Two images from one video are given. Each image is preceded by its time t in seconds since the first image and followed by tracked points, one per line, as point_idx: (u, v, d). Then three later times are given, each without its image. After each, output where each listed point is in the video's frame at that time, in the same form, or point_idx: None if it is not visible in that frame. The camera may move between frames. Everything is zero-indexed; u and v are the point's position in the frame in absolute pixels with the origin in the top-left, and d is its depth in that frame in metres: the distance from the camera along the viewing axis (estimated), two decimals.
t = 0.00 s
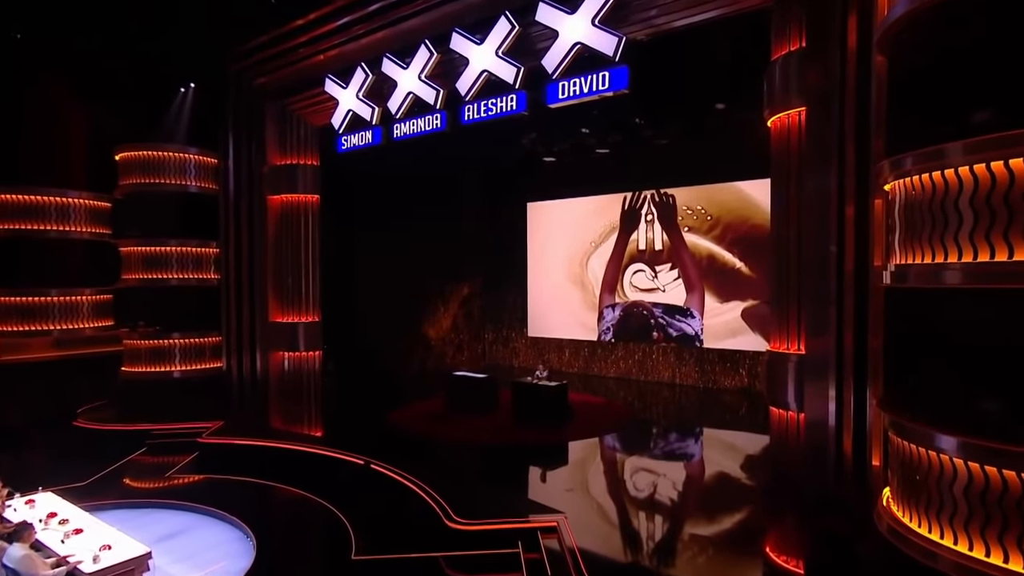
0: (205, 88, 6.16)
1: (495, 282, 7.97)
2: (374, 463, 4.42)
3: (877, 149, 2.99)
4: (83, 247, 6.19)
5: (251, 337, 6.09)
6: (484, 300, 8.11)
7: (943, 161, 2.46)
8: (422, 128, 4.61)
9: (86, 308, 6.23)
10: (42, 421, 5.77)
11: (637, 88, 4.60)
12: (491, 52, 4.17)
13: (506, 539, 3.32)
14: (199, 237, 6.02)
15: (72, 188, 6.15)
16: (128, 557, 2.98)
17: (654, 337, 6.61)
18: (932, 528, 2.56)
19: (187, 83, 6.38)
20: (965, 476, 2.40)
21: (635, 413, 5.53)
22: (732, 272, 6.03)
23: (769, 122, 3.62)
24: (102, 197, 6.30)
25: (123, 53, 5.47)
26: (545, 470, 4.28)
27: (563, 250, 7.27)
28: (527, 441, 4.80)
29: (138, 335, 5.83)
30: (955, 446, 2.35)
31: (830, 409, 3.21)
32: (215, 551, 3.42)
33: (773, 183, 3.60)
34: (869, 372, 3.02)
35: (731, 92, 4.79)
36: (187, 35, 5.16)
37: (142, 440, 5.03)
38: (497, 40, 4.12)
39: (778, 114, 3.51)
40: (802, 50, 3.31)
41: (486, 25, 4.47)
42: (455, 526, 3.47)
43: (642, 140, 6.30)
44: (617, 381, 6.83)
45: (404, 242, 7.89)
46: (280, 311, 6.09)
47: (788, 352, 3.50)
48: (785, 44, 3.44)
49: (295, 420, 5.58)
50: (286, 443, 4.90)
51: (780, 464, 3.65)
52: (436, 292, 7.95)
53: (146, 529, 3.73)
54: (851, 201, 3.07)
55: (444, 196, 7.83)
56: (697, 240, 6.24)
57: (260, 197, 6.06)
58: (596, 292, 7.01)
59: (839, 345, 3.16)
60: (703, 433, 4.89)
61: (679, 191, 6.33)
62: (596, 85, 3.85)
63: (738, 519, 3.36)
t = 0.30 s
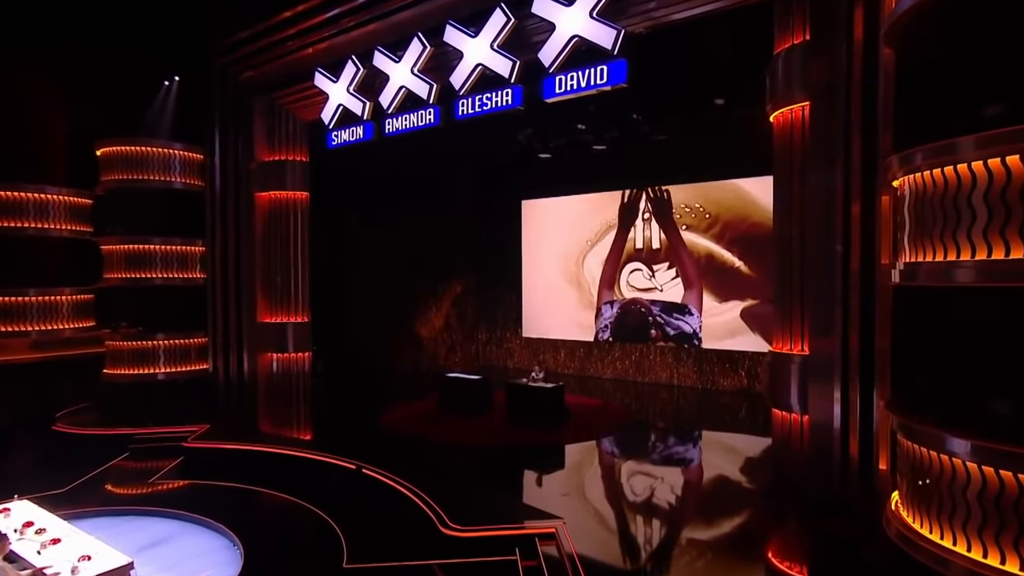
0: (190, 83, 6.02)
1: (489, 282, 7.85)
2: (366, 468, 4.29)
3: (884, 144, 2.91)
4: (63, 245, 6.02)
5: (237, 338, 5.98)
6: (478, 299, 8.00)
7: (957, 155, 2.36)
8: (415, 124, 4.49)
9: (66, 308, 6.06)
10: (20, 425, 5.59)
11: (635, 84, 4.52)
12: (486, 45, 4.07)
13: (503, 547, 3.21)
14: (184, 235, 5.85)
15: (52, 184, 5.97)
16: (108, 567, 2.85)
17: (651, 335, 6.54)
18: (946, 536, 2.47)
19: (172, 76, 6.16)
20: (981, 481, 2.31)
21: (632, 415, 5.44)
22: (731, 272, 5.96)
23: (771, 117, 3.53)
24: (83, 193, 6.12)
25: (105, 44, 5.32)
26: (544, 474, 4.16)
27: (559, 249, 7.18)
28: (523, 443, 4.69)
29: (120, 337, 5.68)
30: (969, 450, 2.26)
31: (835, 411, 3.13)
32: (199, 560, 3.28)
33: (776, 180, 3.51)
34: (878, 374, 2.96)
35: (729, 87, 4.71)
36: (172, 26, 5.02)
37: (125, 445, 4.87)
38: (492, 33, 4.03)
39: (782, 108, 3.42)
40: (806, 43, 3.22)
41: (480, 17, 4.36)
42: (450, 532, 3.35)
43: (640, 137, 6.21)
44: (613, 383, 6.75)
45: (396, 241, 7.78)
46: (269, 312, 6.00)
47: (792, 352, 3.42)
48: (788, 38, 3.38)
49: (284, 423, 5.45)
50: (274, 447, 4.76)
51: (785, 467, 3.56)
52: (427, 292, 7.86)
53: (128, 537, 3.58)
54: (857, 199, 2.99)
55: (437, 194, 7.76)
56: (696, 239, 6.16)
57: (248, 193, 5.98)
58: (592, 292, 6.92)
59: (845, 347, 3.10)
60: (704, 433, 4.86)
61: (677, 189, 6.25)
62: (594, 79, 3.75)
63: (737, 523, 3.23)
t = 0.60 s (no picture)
0: (172, 74, 5.82)
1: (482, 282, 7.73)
2: (358, 474, 4.13)
3: (896, 138, 2.81)
4: (40, 242, 5.83)
5: (224, 338, 5.89)
6: (472, 298, 7.82)
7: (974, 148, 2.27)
8: (407, 118, 4.36)
9: (44, 308, 5.88)
10: None
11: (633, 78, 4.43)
12: (481, 37, 3.96)
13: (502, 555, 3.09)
14: (166, 232, 5.67)
15: (29, 180, 5.77)
16: None
17: (649, 335, 6.44)
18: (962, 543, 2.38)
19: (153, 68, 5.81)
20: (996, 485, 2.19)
21: (629, 417, 5.34)
22: (730, 271, 5.88)
23: (775, 112, 3.41)
24: (61, 189, 5.93)
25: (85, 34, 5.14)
26: (542, 479, 4.03)
27: (554, 247, 7.07)
28: (519, 447, 4.58)
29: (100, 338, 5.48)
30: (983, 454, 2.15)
31: (843, 414, 3.08)
32: (182, 570, 3.13)
33: (778, 177, 3.39)
34: (887, 376, 2.88)
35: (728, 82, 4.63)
36: (155, 16, 4.86)
37: (105, 450, 4.69)
38: (487, 24, 3.92)
39: (787, 102, 3.29)
40: (811, 35, 3.13)
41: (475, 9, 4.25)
42: (445, 540, 3.22)
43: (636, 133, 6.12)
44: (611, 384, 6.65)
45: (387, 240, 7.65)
46: (256, 312, 5.89)
47: (797, 353, 3.29)
48: (791, 31, 3.27)
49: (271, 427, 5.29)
50: (261, 451, 4.60)
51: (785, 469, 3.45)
52: (419, 290, 7.78)
53: (107, 547, 3.42)
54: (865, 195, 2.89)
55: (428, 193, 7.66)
56: (693, 237, 6.08)
57: (235, 189, 5.84)
58: (589, 291, 6.81)
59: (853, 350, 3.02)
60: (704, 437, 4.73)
61: (675, 186, 6.15)
62: (593, 72, 3.65)
63: (736, 528, 3.10)
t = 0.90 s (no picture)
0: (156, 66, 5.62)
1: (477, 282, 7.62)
2: (351, 479, 4.00)
3: (904, 134, 2.73)
4: (18, 241, 5.66)
5: (211, 340, 5.75)
6: (466, 298, 7.79)
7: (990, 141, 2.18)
8: (400, 113, 4.26)
9: (22, 309, 5.69)
10: None
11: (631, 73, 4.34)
12: (476, 29, 3.85)
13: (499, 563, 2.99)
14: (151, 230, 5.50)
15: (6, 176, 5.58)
16: None
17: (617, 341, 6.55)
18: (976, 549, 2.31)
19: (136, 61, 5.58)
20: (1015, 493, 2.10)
21: (627, 419, 5.27)
22: (731, 270, 5.80)
23: (778, 106, 3.41)
24: (40, 185, 5.73)
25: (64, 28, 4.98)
26: (541, 483, 3.93)
27: (550, 246, 6.98)
28: (515, 450, 4.48)
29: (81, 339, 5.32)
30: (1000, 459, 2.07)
31: (849, 417, 2.98)
32: None
33: (781, 173, 3.36)
34: (897, 377, 2.79)
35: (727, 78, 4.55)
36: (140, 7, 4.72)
37: (86, 455, 4.54)
38: (482, 17, 3.81)
39: (790, 97, 3.29)
40: (817, 27, 3.07)
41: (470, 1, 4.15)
42: (441, 548, 3.10)
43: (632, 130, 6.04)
44: (608, 386, 6.56)
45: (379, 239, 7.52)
46: (243, 312, 5.82)
47: (801, 354, 3.26)
48: (797, 23, 3.24)
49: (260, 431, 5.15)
50: (249, 456, 4.47)
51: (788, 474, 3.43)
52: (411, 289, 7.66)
53: (88, 557, 3.28)
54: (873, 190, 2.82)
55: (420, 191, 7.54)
56: (692, 235, 6.01)
57: (222, 186, 5.73)
58: (585, 291, 6.73)
59: (860, 352, 2.92)
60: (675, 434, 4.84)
61: (672, 184, 6.09)
62: (592, 65, 3.55)
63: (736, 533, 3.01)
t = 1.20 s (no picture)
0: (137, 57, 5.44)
1: (470, 281, 7.50)
2: (341, 485, 3.87)
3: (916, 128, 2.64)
4: None
5: (196, 342, 5.55)
6: (458, 298, 7.62)
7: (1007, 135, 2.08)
8: (392, 107, 4.14)
9: None
10: None
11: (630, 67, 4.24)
12: (471, 21, 3.74)
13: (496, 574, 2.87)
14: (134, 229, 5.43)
15: None
16: None
17: (579, 338, 6.68)
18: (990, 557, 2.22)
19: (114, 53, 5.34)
20: None
21: (625, 422, 5.17)
22: (731, 269, 5.72)
23: (782, 101, 3.23)
24: (15, 181, 5.65)
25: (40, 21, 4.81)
26: (538, 488, 3.81)
27: (545, 245, 6.87)
28: (510, 454, 4.36)
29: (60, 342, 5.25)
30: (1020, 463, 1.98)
31: (858, 419, 2.90)
32: None
33: (785, 171, 3.22)
34: (906, 379, 2.72)
35: (726, 72, 4.47)
36: None
37: (64, 462, 4.37)
38: (477, 8, 3.70)
39: (795, 91, 3.12)
40: (823, 17, 2.98)
41: None
42: (436, 557, 2.97)
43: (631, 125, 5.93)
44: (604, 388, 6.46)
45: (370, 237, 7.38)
46: (229, 313, 5.55)
47: (807, 355, 3.13)
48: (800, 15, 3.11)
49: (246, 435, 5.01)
50: (236, 461, 4.32)
51: (796, 479, 3.22)
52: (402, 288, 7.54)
53: (64, 569, 3.11)
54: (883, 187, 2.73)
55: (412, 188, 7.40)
56: (691, 233, 5.93)
57: (207, 181, 5.53)
58: (580, 289, 6.64)
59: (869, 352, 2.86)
60: (644, 432, 4.89)
61: (670, 181, 6.01)
62: (590, 58, 3.45)
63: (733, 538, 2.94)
